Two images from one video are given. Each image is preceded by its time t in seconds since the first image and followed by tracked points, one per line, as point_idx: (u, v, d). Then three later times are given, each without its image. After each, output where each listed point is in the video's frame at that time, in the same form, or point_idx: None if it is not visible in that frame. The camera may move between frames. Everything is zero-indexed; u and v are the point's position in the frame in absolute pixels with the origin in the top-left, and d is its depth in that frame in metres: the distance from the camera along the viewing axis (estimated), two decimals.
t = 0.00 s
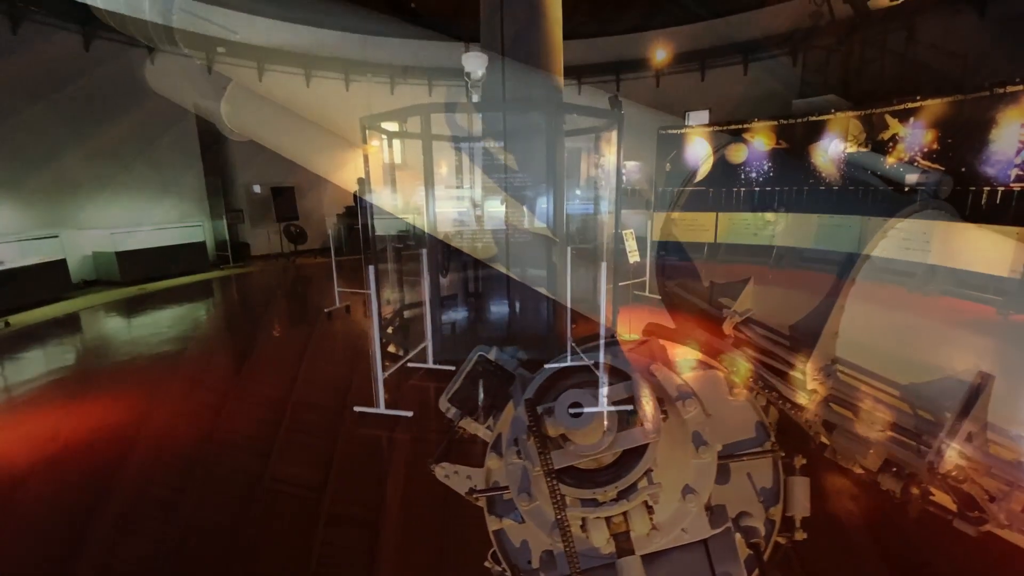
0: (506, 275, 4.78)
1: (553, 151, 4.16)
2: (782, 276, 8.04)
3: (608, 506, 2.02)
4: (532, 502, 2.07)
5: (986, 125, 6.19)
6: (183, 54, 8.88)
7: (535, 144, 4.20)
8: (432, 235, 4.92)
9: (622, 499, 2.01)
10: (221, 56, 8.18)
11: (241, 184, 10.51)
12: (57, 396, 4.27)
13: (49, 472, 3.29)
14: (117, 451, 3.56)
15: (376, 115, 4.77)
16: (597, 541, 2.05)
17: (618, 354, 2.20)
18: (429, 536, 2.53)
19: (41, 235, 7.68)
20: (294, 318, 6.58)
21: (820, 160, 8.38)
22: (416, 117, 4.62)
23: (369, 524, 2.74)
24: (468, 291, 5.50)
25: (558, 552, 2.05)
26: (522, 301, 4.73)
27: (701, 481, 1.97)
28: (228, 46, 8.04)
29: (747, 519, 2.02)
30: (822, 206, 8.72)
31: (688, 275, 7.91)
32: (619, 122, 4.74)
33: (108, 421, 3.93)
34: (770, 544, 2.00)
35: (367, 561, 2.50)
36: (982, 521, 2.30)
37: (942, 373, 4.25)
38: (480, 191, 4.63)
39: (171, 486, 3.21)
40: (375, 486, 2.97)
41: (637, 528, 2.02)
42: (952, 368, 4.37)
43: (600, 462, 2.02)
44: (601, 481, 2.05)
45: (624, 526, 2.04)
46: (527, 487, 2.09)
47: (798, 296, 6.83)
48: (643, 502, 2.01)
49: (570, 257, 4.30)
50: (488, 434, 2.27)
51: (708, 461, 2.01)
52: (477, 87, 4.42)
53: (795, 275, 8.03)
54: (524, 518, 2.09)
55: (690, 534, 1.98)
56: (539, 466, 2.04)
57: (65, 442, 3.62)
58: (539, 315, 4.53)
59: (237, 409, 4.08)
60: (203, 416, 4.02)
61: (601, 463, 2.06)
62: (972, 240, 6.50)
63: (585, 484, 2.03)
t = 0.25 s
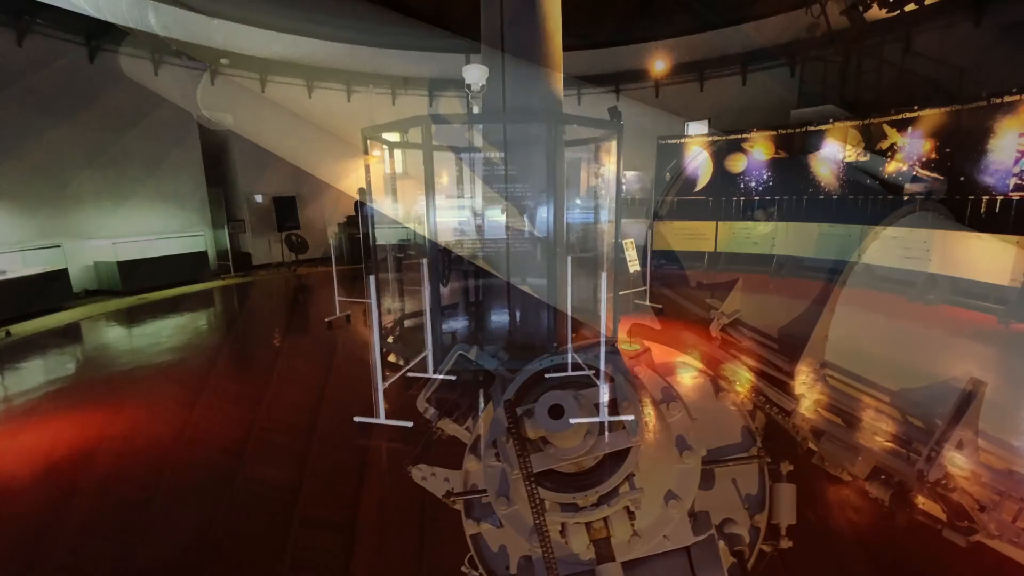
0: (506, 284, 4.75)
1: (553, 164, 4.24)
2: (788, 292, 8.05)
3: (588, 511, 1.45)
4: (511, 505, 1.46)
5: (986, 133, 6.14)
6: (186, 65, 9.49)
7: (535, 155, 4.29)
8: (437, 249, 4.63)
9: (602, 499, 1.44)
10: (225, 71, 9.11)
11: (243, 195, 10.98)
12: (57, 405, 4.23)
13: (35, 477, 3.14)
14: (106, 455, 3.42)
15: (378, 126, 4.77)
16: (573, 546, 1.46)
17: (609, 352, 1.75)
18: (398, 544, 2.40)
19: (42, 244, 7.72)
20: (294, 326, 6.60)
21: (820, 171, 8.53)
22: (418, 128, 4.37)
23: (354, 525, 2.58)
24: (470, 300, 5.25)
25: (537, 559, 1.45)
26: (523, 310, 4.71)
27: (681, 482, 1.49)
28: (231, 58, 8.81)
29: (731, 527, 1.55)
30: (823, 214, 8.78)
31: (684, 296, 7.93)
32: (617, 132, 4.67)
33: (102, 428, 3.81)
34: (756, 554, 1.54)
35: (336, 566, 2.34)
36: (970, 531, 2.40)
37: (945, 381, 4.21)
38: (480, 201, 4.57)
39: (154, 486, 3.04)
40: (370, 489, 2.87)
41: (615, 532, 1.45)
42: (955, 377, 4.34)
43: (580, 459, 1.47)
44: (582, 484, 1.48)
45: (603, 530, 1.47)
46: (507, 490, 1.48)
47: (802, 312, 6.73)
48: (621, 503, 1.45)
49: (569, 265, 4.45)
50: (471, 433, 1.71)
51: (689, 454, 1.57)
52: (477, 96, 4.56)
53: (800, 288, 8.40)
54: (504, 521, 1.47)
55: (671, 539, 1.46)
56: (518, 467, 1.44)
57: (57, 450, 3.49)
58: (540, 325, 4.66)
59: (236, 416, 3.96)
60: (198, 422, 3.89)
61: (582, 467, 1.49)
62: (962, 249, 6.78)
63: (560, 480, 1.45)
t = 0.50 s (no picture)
0: (506, 290, 4.70)
1: (553, 172, 4.23)
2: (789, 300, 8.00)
3: (573, 512, 1.94)
4: (494, 504, 1.98)
5: (985, 142, 6.20)
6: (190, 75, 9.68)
7: (534, 164, 4.31)
8: (437, 256, 4.49)
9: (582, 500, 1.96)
10: (228, 80, 9.97)
11: (244, 203, 11.14)
12: (58, 413, 4.24)
13: (36, 484, 3.16)
14: (108, 462, 3.43)
15: (377, 135, 4.64)
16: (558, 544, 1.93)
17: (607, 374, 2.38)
18: (385, 546, 2.45)
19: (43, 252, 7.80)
20: (295, 334, 6.62)
21: (820, 179, 8.56)
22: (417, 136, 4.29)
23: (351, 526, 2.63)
24: (470, 307, 5.17)
25: (520, 559, 1.92)
26: (522, 318, 4.70)
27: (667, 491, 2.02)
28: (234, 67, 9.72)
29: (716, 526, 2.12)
30: (823, 221, 8.71)
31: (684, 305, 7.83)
32: (617, 142, 4.68)
33: (104, 435, 3.82)
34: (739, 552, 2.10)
35: (322, 566, 2.38)
36: (958, 535, 2.41)
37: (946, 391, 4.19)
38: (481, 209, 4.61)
39: (155, 492, 3.03)
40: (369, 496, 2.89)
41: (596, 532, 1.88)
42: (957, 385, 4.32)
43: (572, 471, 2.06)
44: (566, 486, 2.01)
45: (586, 530, 1.91)
46: (489, 490, 2.03)
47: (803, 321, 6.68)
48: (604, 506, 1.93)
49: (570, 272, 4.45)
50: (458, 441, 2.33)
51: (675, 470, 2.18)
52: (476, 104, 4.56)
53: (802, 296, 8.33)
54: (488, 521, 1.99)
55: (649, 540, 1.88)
56: (503, 467, 1.99)
57: (58, 457, 3.49)
58: (540, 331, 4.65)
59: (239, 424, 3.96)
60: (201, 429, 3.90)
61: (566, 468, 2.06)
62: (964, 259, 6.59)
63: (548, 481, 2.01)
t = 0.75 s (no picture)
0: (507, 299, 4.64)
1: (554, 183, 4.27)
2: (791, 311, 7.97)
3: (558, 517, 2.73)
4: (483, 506, 2.85)
5: (982, 153, 6.27)
6: (199, 89, 9.94)
7: (534, 175, 4.34)
8: (438, 265, 4.34)
9: (564, 504, 2.85)
10: (232, 92, 10.34)
11: (246, 214, 11.19)
12: (58, 423, 4.23)
13: (36, 493, 3.15)
14: (109, 471, 3.43)
15: (381, 147, 4.50)
16: (541, 539, 2.58)
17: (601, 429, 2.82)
18: (378, 546, 2.52)
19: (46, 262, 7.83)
20: (296, 344, 6.63)
21: (820, 190, 8.54)
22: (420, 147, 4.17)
23: (350, 526, 2.71)
24: (471, 318, 5.04)
25: (501, 553, 2.50)
26: (523, 328, 4.68)
27: (649, 498, 2.85)
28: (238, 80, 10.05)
29: (697, 522, 2.63)
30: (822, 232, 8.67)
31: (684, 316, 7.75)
32: (616, 153, 4.62)
33: (105, 445, 3.81)
34: (720, 545, 2.46)
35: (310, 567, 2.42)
36: (937, 533, 2.48)
37: (947, 402, 4.19)
38: (481, 220, 4.58)
39: (156, 502, 3.03)
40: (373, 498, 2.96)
41: (580, 527, 2.63)
42: (956, 395, 4.33)
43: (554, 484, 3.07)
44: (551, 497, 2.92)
45: (569, 529, 2.63)
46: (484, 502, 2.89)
47: (804, 331, 6.67)
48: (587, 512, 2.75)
49: (570, 281, 4.49)
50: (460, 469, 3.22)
51: (648, 484, 3.00)
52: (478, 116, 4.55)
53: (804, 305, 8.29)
54: (474, 518, 2.72)
55: (634, 535, 2.56)
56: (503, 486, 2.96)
57: (58, 467, 3.48)
58: (541, 342, 4.67)
59: (240, 434, 3.96)
60: (202, 439, 3.90)
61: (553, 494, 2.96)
62: (965, 269, 6.58)
63: (536, 490, 3.01)
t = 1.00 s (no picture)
0: (507, 308, 4.66)
1: (553, 192, 4.26)
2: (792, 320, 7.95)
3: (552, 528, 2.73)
4: (480, 518, 2.83)
5: (980, 162, 6.30)
6: (200, 98, 10.15)
7: (534, 184, 4.39)
8: (437, 274, 4.28)
9: (550, 499, 2.98)
10: (231, 100, 10.41)
11: (246, 222, 11.17)
12: (56, 433, 4.20)
13: (33, 505, 3.11)
14: (107, 482, 3.39)
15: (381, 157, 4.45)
16: (539, 545, 2.59)
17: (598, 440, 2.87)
18: (372, 554, 2.52)
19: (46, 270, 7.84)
20: (296, 353, 6.62)
21: (818, 199, 8.56)
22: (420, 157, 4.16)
23: (347, 530, 2.74)
24: (470, 326, 5.16)
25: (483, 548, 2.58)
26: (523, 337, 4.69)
27: (639, 496, 2.95)
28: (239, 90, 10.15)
29: (684, 519, 2.74)
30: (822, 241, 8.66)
31: (684, 325, 7.72)
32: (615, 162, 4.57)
33: (102, 456, 3.77)
34: (706, 543, 2.55)
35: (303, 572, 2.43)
36: (923, 533, 2.55)
37: (949, 411, 4.17)
38: (482, 229, 4.58)
39: (154, 512, 2.99)
40: (371, 507, 2.95)
41: (567, 523, 2.75)
42: (958, 405, 4.31)
43: (541, 479, 3.19)
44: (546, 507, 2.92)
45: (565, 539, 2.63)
46: (480, 513, 2.88)
47: (804, 339, 6.65)
48: (583, 523, 2.74)
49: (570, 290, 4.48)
50: (457, 482, 3.20)
51: (642, 483, 3.10)
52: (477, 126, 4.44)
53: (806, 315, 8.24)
54: (471, 531, 2.71)
55: (621, 532, 2.66)
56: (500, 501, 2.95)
57: (54, 479, 3.44)
58: (541, 352, 4.71)
59: (239, 444, 3.92)
60: (201, 449, 3.86)
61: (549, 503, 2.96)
62: (965, 278, 6.58)
63: (523, 485, 3.13)
